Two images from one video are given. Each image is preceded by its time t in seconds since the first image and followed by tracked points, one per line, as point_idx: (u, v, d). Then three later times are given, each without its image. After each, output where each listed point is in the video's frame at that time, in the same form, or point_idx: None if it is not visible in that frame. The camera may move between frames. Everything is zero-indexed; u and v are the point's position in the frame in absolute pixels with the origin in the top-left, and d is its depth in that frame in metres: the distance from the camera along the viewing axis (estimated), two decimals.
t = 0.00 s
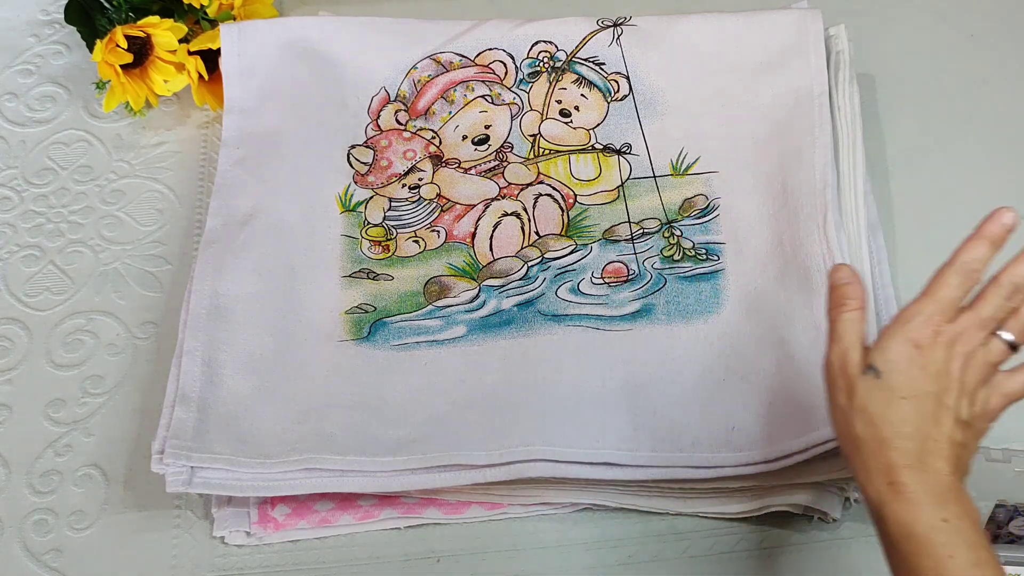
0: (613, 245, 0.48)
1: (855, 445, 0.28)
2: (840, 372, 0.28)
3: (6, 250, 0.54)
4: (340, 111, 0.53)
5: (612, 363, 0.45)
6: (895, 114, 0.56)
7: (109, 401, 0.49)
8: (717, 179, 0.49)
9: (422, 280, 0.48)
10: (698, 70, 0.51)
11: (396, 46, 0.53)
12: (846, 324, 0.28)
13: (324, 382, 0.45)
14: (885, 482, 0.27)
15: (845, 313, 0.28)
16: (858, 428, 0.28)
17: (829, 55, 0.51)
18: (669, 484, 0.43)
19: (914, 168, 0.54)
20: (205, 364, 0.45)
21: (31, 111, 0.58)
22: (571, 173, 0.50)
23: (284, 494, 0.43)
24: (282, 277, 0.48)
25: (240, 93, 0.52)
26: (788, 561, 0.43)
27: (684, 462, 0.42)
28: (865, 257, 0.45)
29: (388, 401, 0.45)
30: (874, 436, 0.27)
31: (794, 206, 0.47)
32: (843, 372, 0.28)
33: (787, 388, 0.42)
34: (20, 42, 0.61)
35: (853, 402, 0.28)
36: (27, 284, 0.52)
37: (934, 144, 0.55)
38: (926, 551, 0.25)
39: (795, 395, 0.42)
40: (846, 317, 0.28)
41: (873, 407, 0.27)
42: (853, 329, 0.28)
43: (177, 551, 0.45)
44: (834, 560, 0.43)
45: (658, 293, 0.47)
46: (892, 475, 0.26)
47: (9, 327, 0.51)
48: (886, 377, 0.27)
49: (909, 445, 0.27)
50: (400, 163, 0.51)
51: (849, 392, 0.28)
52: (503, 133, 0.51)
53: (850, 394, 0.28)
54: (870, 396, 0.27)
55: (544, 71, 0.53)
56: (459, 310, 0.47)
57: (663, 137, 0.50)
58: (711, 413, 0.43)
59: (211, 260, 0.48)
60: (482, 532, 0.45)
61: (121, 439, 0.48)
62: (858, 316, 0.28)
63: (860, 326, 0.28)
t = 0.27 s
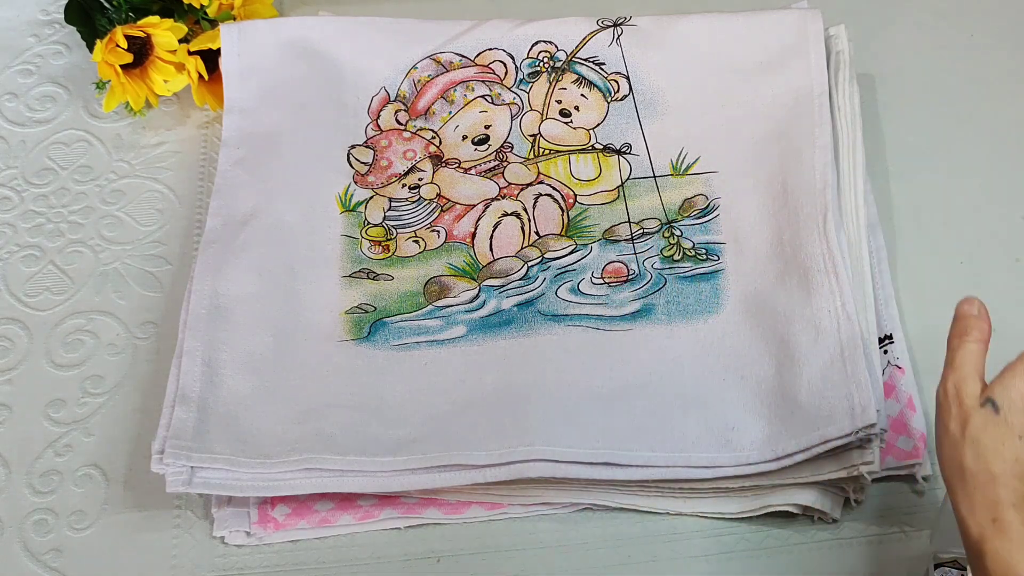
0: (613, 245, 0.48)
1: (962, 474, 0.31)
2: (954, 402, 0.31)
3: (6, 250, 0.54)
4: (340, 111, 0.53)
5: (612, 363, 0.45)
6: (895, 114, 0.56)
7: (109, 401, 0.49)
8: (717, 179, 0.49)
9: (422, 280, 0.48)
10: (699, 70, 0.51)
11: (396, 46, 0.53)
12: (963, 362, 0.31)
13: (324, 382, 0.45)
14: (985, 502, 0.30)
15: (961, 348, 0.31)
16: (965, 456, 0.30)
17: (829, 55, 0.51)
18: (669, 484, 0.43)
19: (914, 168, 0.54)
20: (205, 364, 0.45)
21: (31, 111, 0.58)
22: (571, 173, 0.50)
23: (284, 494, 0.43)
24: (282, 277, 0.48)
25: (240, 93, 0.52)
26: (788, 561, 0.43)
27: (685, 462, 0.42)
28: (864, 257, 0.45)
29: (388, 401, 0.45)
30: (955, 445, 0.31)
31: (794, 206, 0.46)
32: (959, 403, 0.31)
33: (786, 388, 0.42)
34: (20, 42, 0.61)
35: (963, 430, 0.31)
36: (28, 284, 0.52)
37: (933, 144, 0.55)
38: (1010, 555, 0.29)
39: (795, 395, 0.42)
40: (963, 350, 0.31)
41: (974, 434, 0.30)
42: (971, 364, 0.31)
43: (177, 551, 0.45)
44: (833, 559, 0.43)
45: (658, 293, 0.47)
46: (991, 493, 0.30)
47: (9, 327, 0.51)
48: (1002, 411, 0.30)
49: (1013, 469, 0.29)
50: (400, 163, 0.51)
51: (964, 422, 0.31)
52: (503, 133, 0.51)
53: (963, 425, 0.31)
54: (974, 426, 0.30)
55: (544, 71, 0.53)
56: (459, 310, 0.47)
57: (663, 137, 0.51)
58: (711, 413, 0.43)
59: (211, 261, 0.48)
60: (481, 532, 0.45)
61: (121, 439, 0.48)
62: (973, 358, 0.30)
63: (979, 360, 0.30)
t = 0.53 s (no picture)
0: (613, 245, 0.48)
1: (978, 517, 0.35)
2: (969, 448, 0.35)
3: (6, 250, 0.54)
4: (340, 111, 0.53)
5: (612, 363, 0.45)
6: (896, 114, 0.56)
7: (109, 401, 0.49)
8: (717, 179, 0.49)
9: (422, 280, 0.48)
10: (699, 71, 0.51)
11: (396, 46, 0.53)
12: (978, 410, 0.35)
13: (324, 382, 0.45)
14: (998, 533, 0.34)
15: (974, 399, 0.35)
16: (982, 498, 0.35)
17: (829, 55, 0.51)
18: (668, 484, 0.43)
19: (914, 168, 0.54)
20: (205, 364, 0.45)
21: (31, 111, 0.58)
22: (571, 173, 0.50)
23: (284, 494, 0.43)
24: (282, 277, 0.48)
25: (240, 93, 0.52)
26: (788, 561, 0.43)
27: (685, 462, 0.42)
28: (864, 257, 0.45)
29: (388, 401, 0.45)
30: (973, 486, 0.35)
31: (794, 206, 0.46)
32: (975, 449, 0.35)
33: (786, 388, 0.42)
34: (20, 42, 0.61)
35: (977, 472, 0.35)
36: (28, 284, 0.52)
37: (934, 144, 0.55)
38: None
39: (794, 395, 0.42)
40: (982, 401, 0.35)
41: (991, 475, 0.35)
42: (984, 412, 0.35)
43: (177, 551, 0.45)
44: (833, 559, 0.43)
45: (658, 293, 0.47)
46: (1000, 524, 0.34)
47: (9, 327, 0.51)
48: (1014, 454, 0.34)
49: None
50: (400, 163, 0.51)
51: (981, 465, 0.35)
52: (503, 133, 0.51)
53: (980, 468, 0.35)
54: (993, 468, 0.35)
55: (544, 71, 0.53)
56: (459, 310, 0.47)
57: (663, 137, 0.51)
58: (711, 413, 0.43)
59: (211, 261, 0.48)
60: (481, 532, 0.45)
61: (121, 439, 0.48)
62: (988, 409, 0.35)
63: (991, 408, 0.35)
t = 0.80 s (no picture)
0: (613, 245, 0.48)
1: (961, 510, 0.31)
2: (943, 447, 0.30)
3: (6, 250, 0.54)
4: (340, 111, 0.53)
5: (612, 363, 0.45)
6: (896, 114, 0.56)
7: (109, 401, 0.49)
8: (717, 179, 0.49)
9: (422, 280, 0.48)
10: (699, 70, 0.51)
11: (396, 46, 0.53)
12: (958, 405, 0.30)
13: (324, 382, 0.45)
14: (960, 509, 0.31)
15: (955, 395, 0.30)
16: (961, 491, 0.30)
17: (829, 55, 0.51)
18: (668, 484, 0.43)
19: (914, 168, 0.54)
20: (205, 364, 0.45)
21: (31, 111, 0.58)
22: (571, 173, 0.50)
23: (284, 494, 0.43)
24: (282, 277, 0.48)
25: (240, 93, 0.52)
26: (788, 561, 0.43)
27: (685, 462, 0.42)
28: (864, 257, 0.45)
29: (388, 401, 0.45)
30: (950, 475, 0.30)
31: (793, 206, 0.46)
32: (946, 442, 0.30)
33: (787, 388, 0.42)
34: (20, 42, 0.61)
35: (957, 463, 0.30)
36: (28, 284, 0.52)
37: (934, 144, 0.54)
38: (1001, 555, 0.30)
39: (795, 395, 0.42)
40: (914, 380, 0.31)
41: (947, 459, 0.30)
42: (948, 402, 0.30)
43: (177, 551, 0.45)
44: (833, 560, 0.43)
45: (658, 293, 0.47)
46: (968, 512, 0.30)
47: (9, 327, 0.51)
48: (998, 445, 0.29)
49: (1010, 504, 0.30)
50: (400, 163, 0.51)
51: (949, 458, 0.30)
52: (503, 133, 0.51)
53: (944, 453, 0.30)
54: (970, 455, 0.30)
55: (544, 71, 0.53)
56: (459, 310, 0.47)
57: (663, 137, 0.51)
58: (711, 413, 0.43)
59: (211, 261, 0.48)
60: (481, 532, 0.45)
61: (121, 439, 0.48)
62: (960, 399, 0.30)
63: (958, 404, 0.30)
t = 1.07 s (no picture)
0: (613, 245, 0.48)
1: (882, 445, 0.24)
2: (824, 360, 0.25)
3: (6, 250, 0.54)
4: (341, 111, 0.53)
5: (612, 363, 0.45)
6: (895, 114, 0.56)
7: (109, 401, 0.49)
8: (717, 179, 0.49)
9: (422, 280, 0.48)
10: (699, 70, 0.51)
11: (397, 46, 0.53)
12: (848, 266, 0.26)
13: (324, 382, 0.45)
14: (903, 441, 0.23)
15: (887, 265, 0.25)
16: (853, 398, 0.24)
17: (829, 55, 0.51)
18: (668, 484, 0.43)
19: (914, 167, 0.54)
20: (205, 364, 0.45)
21: (31, 111, 0.58)
22: (571, 173, 0.50)
23: (284, 494, 0.43)
24: (282, 277, 0.48)
25: (241, 93, 0.52)
26: (788, 561, 0.43)
27: (685, 462, 0.42)
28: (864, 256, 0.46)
29: (388, 401, 0.45)
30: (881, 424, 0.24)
31: (793, 206, 0.46)
32: (824, 354, 0.25)
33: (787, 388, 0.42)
34: (20, 42, 0.61)
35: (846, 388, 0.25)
36: (27, 284, 0.52)
37: (933, 144, 0.55)
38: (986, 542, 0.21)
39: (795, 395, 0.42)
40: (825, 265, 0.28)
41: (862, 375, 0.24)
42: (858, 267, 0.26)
43: (177, 551, 0.45)
44: (833, 559, 0.43)
45: (658, 293, 0.47)
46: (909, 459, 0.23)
47: (9, 327, 0.51)
48: (866, 339, 0.24)
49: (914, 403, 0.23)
50: (400, 163, 0.51)
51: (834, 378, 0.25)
52: (503, 133, 0.51)
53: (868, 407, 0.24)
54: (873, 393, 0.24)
55: (544, 71, 0.53)
56: (459, 310, 0.47)
57: (663, 137, 0.51)
58: (711, 413, 0.43)
59: (211, 261, 0.48)
60: (481, 532, 0.45)
61: (121, 439, 0.48)
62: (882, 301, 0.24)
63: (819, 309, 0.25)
